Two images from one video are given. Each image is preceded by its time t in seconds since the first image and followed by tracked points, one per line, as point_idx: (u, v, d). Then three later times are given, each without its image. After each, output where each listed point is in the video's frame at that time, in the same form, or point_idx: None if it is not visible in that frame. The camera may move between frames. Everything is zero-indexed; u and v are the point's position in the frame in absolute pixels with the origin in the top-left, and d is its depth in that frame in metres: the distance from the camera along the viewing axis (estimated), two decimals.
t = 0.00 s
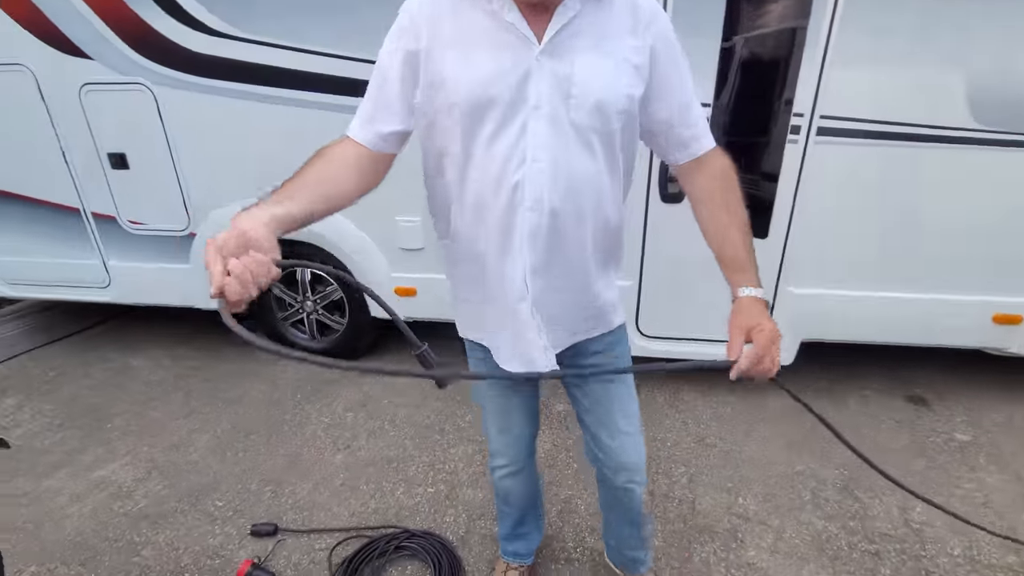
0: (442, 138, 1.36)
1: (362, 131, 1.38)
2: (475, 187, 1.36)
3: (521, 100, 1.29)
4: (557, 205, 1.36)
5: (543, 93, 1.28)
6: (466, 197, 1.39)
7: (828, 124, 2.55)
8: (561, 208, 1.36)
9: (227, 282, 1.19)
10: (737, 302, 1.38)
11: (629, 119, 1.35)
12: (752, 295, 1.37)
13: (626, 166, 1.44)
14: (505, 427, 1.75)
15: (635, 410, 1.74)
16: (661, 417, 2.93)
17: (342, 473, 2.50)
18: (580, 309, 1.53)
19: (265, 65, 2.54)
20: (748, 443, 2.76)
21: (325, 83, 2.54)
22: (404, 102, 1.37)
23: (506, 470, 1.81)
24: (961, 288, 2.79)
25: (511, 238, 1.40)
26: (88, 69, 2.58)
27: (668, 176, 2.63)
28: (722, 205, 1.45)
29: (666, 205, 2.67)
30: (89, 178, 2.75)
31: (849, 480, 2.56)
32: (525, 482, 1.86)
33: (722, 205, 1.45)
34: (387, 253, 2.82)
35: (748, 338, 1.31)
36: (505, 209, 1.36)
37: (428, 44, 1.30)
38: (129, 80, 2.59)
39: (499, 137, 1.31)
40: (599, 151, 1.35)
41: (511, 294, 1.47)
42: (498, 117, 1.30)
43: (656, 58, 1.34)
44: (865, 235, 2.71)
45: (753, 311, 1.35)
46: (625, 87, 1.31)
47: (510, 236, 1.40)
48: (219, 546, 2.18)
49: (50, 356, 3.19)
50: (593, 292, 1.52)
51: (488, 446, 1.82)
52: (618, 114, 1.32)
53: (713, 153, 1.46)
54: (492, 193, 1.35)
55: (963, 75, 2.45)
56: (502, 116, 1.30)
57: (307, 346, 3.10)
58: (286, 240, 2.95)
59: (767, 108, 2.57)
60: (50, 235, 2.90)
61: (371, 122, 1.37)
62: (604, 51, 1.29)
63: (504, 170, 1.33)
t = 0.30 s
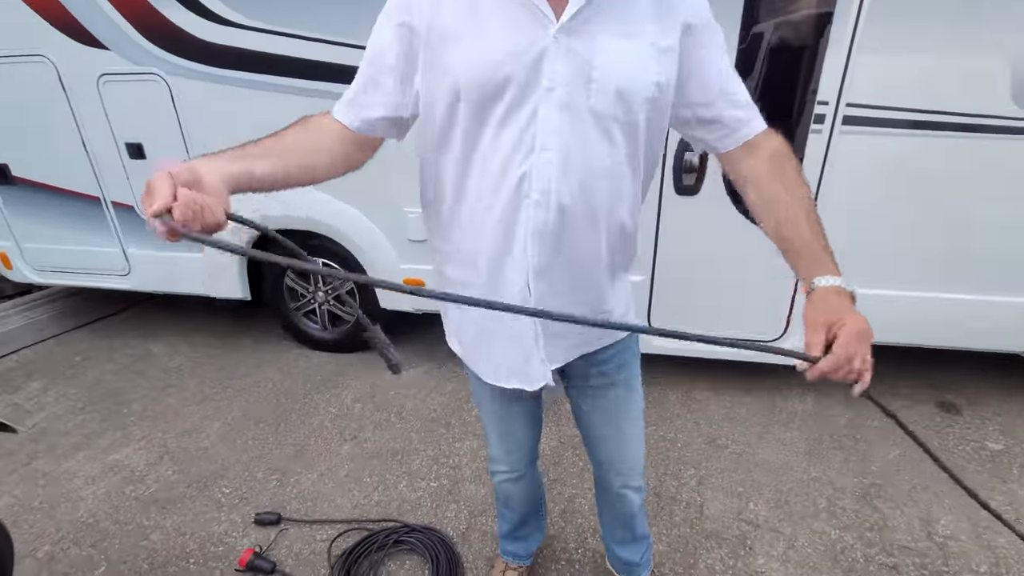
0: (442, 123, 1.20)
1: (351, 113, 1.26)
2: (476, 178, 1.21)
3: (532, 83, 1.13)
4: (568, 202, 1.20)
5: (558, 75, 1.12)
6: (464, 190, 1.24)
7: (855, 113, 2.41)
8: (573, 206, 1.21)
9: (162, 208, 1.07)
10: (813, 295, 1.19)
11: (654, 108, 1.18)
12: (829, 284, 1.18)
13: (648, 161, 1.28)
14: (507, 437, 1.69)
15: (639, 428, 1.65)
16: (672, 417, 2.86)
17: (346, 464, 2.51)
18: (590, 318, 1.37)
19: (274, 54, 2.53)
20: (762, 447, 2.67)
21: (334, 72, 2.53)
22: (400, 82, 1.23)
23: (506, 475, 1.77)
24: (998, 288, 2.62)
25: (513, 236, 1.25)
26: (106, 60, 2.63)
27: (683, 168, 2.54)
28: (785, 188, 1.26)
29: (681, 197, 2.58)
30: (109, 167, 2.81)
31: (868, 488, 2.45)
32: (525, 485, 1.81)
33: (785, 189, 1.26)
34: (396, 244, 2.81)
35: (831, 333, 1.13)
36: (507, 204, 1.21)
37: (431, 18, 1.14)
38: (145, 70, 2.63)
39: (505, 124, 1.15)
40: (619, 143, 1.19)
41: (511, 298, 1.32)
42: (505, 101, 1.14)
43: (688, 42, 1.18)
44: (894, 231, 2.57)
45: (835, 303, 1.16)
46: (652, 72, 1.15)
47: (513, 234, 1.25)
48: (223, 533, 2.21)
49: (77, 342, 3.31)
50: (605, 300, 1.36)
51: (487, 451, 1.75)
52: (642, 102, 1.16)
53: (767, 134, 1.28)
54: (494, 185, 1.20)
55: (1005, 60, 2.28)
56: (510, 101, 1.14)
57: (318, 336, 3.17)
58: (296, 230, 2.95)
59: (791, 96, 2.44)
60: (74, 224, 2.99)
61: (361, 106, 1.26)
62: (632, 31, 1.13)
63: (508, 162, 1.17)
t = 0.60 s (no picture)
0: (443, 126, 1.12)
1: (341, 120, 1.15)
2: (486, 182, 1.14)
3: (537, 78, 1.07)
4: (584, 200, 1.15)
5: (564, 69, 1.07)
6: (473, 195, 1.17)
7: (865, 100, 2.35)
8: (588, 205, 1.16)
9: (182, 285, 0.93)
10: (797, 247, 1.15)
11: (661, 97, 1.14)
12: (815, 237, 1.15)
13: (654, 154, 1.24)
14: (510, 432, 1.63)
15: (641, 424, 1.59)
16: (677, 411, 2.83)
17: (350, 458, 2.52)
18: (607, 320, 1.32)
19: (273, 46, 2.51)
20: (766, 441, 2.64)
21: (334, 64, 2.50)
22: (392, 83, 1.14)
23: (510, 468, 1.72)
24: (1011, 280, 2.56)
25: (530, 241, 1.19)
26: (107, 55, 2.63)
27: (688, 158, 2.51)
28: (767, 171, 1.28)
29: (685, 188, 2.55)
30: (113, 163, 2.83)
31: (875, 484, 2.42)
32: (529, 480, 1.77)
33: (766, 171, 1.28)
34: (397, 238, 2.80)
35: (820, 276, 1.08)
36: (523, 207, 1.14)
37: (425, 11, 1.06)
38: (145, 65, 2.63)
39: (515, 122, 1.09)
40: (629, 136, 1.15)
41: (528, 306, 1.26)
42: (512, 98, 1.08)
43: (687, 26, 1.15)
44: (905, 222, 2.51)
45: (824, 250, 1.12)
46: (658, 59, 1.11)
47: (529, 239, 1.18)
48: (228, 526, 2.22)
49: (86, 336, 3.36)
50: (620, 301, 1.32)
51: (492, 445, 1.70)
52: (650, 91, 1.12)
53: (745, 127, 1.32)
54: (508, 188, 1.13)
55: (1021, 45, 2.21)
56: (518, 97, 1.08)
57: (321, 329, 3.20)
58: (293, 224, 2.96)
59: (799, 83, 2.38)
60: (80, 219, 3.02)
61: (349, 108, 1.14)
62: (635, 18, 1.09)
63: (521, 162, 1.11)
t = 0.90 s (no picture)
0: (435, 126, 1.13)
1: (336, 130, 1.18)
2: (481, 180, 1.14)
3: (522, 71, 1.09)
4: (582, 190, 1.15)
5: (548, 60, 1.08)
6: (470, 195, 1.17)
7: (880, 91, 2.30)
8: (586, 195, 1.16)
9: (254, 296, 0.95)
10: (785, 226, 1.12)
11: (647, 84, 1.15)
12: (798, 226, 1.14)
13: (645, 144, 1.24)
14: (516, 429, 1.63)
15: (646, 422, 1.60)
16: (686, 407, 2.82)
17: (360, 452, 2.56)
18: (612, 312, 1.32)
19: (281, 44, 2.53)
20: (776, 437, 2.63)
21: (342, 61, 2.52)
22: (380, 92, 1.17)
23: (514, 464, 1.71)
24: None
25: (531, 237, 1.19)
26: (122, 56, 2.68)
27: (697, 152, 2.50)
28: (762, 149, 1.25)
29: (693, 182, 2.54)
30: (130, 162, 2.90)
31: (888, 481, 2.38)
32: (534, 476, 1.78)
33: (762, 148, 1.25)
34: (407, 234, 2.82)
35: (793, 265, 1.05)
36: (521, 204, 1.15)
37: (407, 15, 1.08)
38: (158, 64, 2.67)
39: (505, 118, 1.10)
40: (619, 125, 1.15)
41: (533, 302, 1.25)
42: (500, 93, 1.09)
43: (667, 13, 1.16)
44: (922, 215, 2.47)
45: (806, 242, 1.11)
46: (641, 45, 1.11)
47: (531, 235, 1.19)
48: (241, 517, 2.27)
49: (109, 332, 3.53)
50: (624, 293, 1.31)
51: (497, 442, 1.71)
52: (636, 77, 1.12)
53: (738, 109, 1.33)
54: (505, 185, 1.14)
55: None
56: (506, 93, 1.09)
57: (332, 325, 3.24)
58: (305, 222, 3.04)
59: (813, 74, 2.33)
60: (99, 217, 3.10)
61: (342, 119, 1.17)
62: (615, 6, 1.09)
63: (515, 158, 1.12)
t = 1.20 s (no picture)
0: (420, 123, 1.17)
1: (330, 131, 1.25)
2: (466, 175, 1.16)
3: (503, 66, 1.10)
4: (564, 184, 1.15)
5: (528, 54, 1.08)
6: (456, 190, 1.19)
7: (895, 83, 2.25)
8: (570, 189, 1.15)
9: (194, 255, 0.98)
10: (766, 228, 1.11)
11: (632, 76, 1.14)
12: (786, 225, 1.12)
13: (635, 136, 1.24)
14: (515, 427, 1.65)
15: (646, 420, 1.59)
16: (694, 404, 2.81)
17: (368, 445, 2.59)
18: (602, 308, 1.32)
19: (291, 41, 2.56)
20: (785, 435, 2.60)
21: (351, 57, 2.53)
22: (370, 92, 1.22)
23: (517, 461, 1.74)
24: None
25: (516, 232, 1.20)
26: (137, 54, 2.73)
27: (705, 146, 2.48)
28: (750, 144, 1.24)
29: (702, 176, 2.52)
30: (145, 159, 2.96)
31: (900, 481, 2.35)
32: (537, 472, 1.79)
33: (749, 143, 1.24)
34: (416, 230, 2.84)
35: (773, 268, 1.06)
36: (504, 198, 1.15)
37: (391, 15, 1.11)
38: (172, 62, 2.72)
39: (487, 113, 1.12)
40: (604, 118, 1.15)
41: (519, 297, 1.26)
42: (480, 88, 1.10)
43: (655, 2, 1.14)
44: (937, 210, 2.41)
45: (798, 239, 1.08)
46: (625, 34, 1.10)
47: (516, 231, 1.19)
48: (252, 508, 2.31)
49: (127, 325, 3.60)
50: (614, 288, 1.31)
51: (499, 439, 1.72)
52: (620, 68, 1.11)
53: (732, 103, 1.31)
54: (487, 179, 1.15)
55: None
56: (487, 87, 1.10)
57: (343, 319, 3.30)
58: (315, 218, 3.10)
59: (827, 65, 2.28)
60: (117, 213, 3.18)
61: (334, 118, 1.24)
62: None
63: (497, 153, 1.13)
